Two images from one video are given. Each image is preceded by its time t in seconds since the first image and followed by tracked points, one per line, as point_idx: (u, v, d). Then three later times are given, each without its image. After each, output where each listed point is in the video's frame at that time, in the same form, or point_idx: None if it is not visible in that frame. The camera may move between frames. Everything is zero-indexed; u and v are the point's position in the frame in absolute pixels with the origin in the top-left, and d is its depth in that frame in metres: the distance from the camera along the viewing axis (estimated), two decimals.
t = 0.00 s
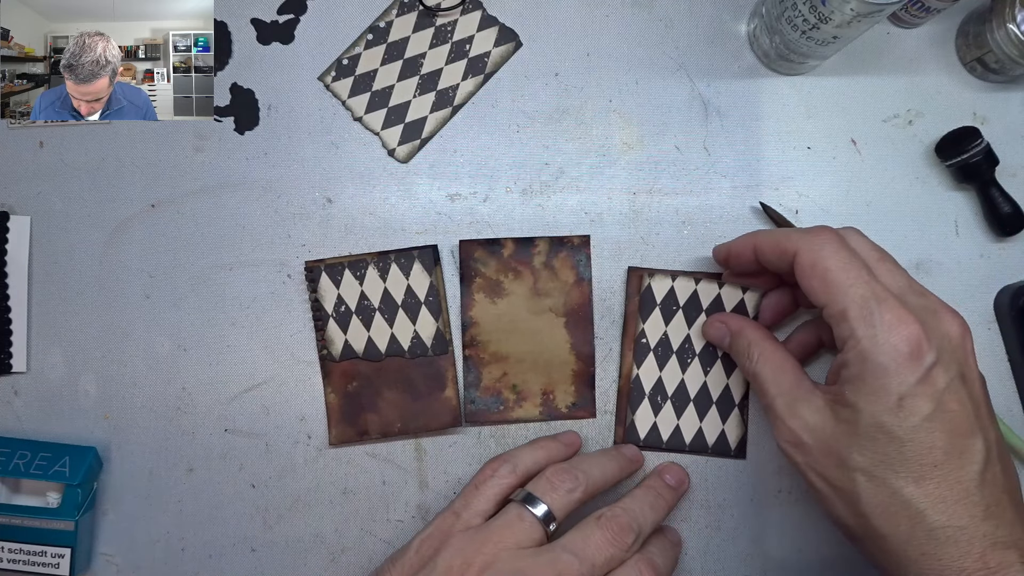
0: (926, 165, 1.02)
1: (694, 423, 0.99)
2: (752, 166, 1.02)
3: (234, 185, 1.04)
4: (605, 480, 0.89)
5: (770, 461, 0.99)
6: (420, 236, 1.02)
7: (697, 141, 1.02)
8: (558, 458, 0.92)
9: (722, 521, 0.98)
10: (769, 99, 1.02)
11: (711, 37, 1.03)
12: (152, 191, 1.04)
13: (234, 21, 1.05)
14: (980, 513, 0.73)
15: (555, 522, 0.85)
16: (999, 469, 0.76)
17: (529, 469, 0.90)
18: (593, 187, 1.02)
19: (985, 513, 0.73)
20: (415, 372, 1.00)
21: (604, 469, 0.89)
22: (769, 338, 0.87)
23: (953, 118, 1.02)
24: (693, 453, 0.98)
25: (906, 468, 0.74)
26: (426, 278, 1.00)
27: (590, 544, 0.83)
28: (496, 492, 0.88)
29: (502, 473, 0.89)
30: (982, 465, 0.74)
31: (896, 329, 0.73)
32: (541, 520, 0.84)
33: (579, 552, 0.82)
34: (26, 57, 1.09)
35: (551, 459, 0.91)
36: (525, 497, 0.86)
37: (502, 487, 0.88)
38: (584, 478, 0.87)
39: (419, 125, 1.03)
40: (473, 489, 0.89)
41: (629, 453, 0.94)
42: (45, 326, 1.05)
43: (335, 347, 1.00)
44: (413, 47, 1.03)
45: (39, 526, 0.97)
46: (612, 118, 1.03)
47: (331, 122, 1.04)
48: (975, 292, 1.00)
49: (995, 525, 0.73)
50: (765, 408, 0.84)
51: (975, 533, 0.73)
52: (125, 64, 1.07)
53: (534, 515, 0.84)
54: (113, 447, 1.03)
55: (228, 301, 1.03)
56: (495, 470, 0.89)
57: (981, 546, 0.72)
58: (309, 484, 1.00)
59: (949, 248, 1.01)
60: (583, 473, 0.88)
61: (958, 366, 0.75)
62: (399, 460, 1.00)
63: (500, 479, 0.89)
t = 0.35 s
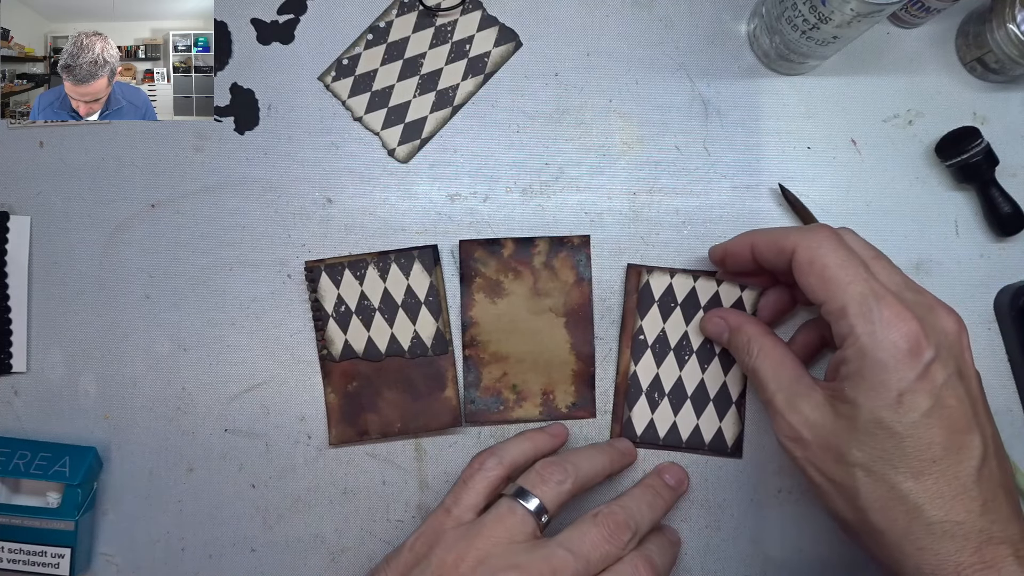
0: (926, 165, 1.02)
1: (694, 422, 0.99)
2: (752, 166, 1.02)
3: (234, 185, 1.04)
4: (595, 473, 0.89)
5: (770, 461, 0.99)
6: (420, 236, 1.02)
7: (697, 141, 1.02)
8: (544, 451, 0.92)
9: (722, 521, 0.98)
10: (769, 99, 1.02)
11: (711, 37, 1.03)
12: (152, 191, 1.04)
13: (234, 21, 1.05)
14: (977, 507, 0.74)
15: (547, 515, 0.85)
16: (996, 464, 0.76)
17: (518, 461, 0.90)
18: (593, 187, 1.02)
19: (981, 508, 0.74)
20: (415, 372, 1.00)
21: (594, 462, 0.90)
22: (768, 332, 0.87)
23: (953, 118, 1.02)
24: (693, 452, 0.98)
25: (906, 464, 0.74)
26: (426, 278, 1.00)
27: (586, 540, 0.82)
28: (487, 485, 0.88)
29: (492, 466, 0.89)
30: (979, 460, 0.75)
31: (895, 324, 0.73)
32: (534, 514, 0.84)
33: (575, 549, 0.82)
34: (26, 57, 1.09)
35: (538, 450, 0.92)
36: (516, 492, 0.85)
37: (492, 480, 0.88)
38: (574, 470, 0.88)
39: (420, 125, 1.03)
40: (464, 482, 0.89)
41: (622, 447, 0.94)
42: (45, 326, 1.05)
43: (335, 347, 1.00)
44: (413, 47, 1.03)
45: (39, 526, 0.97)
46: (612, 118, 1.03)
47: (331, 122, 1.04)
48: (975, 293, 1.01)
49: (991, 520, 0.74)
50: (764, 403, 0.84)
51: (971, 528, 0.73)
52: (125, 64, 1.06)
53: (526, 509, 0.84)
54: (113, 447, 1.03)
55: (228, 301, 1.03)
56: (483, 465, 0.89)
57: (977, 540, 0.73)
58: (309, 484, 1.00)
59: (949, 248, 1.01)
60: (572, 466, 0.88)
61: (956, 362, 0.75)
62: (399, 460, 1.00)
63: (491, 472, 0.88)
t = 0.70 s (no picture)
0: (926, 166, 1.02)
1: (693, 422, 0.99)
2: (752, 166, 1.02)
3: (234, 185, 1.04)
4: (594, 473, 0.89)
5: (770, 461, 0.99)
6: (420, 236, 1.02)
7: (697, 141, 1.02)
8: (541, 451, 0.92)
9: (722, 521, 0.98)
10: (769, 99, 1.02)
11: (711, 38, 1.03)
12: (152, 191, 1.04)
13: (234, 21, 1.05)
14: (956, 525, 0.73)
15: (546, 515, 0.85)
16: (978, 480, 0.75)
17: (516, 461, 0.90)
18: (593, 187, 1.02)
19: (962, 525, 0.73)
20: (415, 372, 1.00)
21: (593, 462, 0.90)
22: (757, 343, 0.88)
23: (953, 118, 1.02)
24: (693, 453, 0.98)
25: (884, 480, 0.73)
26: (426, 278, 1.00)
27: (585, 539, 0.82)
28: (485, 485, 0.88)
29: (490, 465, 0.89)
30: (961, 477, 0.73)
31: (875, 342, 0.72)
32: (533, 514, 0.84)
33: (574, 548, 0.82)
34: (26, 57, 1.10)
35: (536, 449, 0.92)
36: (515, 492, 0.85)
37: (491, 479, 0.88)
38: (573, 470, 0.88)
39: (419, 125, 1.03)
40: (462, 482, 0.89)
41: (621, 448, 0.94)
42: (46, 326, 1.05)
43: (335, 347, 1.00)
44: (413, 47, 1.03)
45: (39, 526, 0.97)
46: (612, 118, 1.03)
47: (331, 122, 1.04)
48: (975, 293, 1.01)
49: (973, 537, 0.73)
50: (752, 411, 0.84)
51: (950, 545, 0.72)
52: (125, 65, 1.07)
53: (526, 509, 0.84)
54: (114, 448, 1.03)
55: (228, 301, 1.03)
56: (480, 465, 0.89)
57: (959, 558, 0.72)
58: (310, 484, 1.00)
59: (949, 248, 1.01)
60: (571, 466, 0.88)
61: (939, 379, 0.74)
62: (399, 460, 1.00)
63: (489, 471, 0.89)
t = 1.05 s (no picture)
0: (926, 165, 1.02)
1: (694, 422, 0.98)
2: (752, 166, 1.02)
3: (235, 185, 1.04)
4: (596, 485, 0.89)
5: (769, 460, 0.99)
6: (420, 236, 1.02)
7: (697, 141, 1.02)
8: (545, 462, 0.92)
9: (722, 521, 0.98)
10: (769, 99, 1.02)
11: (711, 38, 1.03)
12: (152, 191, 1.04)
13: (234, 20, 1.05)
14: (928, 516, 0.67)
15: (543, 527, 0.85)
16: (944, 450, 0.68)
17: (518, 471, 0.90)
18: (593, 187, 1.02)
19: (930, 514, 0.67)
20: (415, 372, 1.00)
21: (596, 474, 0.90)
22: (707, 301, 0.77)
23: (953, 118, 1.02)
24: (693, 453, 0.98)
25: (836, 461, 0.67)
26: (426, 278, 1.00)
27: (580, 549, 0.82)
28: (484, 492, 0.88)
29: (490, 473, 0.89)
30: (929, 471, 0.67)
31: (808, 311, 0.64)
32: (529, 524, 0.84)
33: (568, 557, 0.81)
34: (26, 57, 1.10)
35: (540, 461, 0.92)
36: (514, 502, 0.85)
37: (490, 487, 0.89)
38: (575, 481, 0.88)
39: (420, 125, 1.03)
40: (461, 489, 0.90)
41: (625, 463, 0.94)
42: (45, 326, 1.05)
43: (335, 347, 1.00)
44: (413, 47, 1.03)
45: (39, 526, 0.97)
46: (612, 118, 1.03)
47: (331, 122, 1.04)
48: (975, 293, 1.01)
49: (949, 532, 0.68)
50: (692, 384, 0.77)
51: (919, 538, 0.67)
52: (124, 64, 1.08)
53: (523, 519, 0.84)
54: (113, 448, 1.03)
55: (228, 301, 1.03)
56: (480, 472, 0.90)
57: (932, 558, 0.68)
58: (309, 484, 1.00)
59: (949, 248, 1.01)
60: (573, 477, 0.88)
61: (897, 345, 0.65)
62: (399, 460, 1.00)
63: (488, 479, 0.89)
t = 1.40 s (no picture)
0: (926, 165, 1.02)
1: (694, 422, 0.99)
2: (752, 166, 1.02)
3: (234, 185, 1.03)
4: (487, 508, 0.88)
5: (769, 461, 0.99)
6: (420, 236, 1.02)
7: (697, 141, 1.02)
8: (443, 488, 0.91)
9: (722, 521, 0.99)
10: (769, 99, 1.03)
11: (711, 37, 1.03)
12: (152, 191, 1.04)
13: (234, 20, 1.04)
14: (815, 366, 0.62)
15: (425, 557, 0.84)
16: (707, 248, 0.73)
17: (411, 501, 0.90)
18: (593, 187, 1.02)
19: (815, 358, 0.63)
20: (415, 372, 1.00)
21: (486, 499, 0.89)
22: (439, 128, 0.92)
23: (953, 118, 1.02)
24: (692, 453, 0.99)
25: (547, 203, 0.82)
26: (426, 278, 1.00)
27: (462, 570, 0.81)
28: (377, 528, 0.89)
29: (382, 508, 0.90)
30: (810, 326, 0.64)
31: (562, 100, 0.84)
32: (410, 558, 0.83)
33: None
34: (26, 57, 1.10)
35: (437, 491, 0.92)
36: (394, 538, 0.85)
37: (382, 523, 0.89)
38: (459, 507, 0.87)
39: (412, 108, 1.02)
40: (355, 527, 0.90)
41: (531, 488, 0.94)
42: (45, 326, 1.05)
43: (335, 347, 1.00)
44: (407, 32, 1.03)
45: (39, 526, 0.97)
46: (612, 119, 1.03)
47: (331, 122, 1.03)
48: (975, 293, 1.01)
49: (873, 413, 0.59)
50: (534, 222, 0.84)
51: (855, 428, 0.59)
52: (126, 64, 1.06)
53: (403, 555, 0.83)
54: (113, 448, 1.03)
55: (228, 301, 1.03)
56: (374, 509, 0.90)
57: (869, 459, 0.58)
58: (310, 485, 1.00)
59: (949, 248, 1.01)
60: (458, 503, 0.87)
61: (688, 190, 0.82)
62: (399, 460, 1.00)
63: (381, 514, 0.89)
